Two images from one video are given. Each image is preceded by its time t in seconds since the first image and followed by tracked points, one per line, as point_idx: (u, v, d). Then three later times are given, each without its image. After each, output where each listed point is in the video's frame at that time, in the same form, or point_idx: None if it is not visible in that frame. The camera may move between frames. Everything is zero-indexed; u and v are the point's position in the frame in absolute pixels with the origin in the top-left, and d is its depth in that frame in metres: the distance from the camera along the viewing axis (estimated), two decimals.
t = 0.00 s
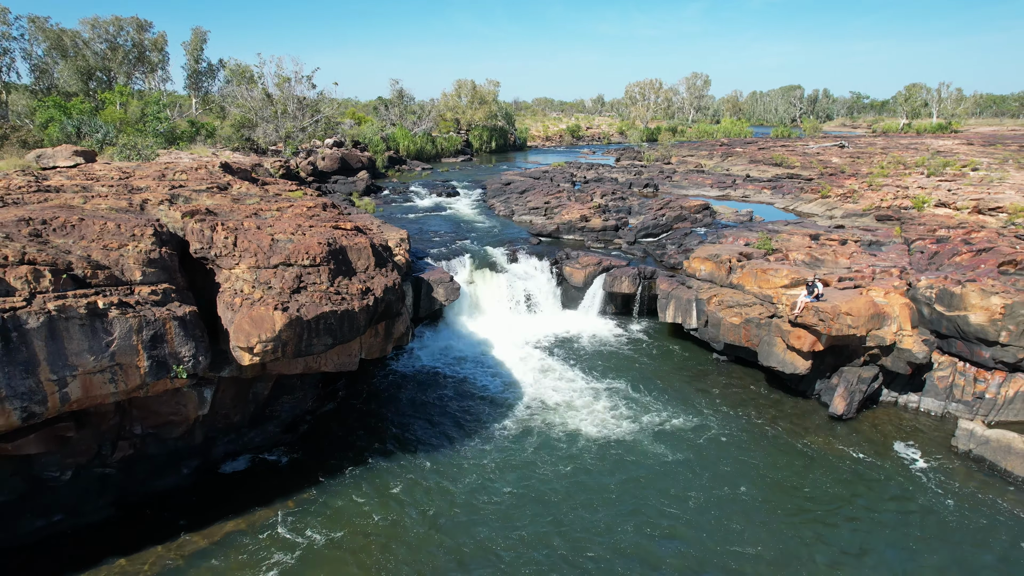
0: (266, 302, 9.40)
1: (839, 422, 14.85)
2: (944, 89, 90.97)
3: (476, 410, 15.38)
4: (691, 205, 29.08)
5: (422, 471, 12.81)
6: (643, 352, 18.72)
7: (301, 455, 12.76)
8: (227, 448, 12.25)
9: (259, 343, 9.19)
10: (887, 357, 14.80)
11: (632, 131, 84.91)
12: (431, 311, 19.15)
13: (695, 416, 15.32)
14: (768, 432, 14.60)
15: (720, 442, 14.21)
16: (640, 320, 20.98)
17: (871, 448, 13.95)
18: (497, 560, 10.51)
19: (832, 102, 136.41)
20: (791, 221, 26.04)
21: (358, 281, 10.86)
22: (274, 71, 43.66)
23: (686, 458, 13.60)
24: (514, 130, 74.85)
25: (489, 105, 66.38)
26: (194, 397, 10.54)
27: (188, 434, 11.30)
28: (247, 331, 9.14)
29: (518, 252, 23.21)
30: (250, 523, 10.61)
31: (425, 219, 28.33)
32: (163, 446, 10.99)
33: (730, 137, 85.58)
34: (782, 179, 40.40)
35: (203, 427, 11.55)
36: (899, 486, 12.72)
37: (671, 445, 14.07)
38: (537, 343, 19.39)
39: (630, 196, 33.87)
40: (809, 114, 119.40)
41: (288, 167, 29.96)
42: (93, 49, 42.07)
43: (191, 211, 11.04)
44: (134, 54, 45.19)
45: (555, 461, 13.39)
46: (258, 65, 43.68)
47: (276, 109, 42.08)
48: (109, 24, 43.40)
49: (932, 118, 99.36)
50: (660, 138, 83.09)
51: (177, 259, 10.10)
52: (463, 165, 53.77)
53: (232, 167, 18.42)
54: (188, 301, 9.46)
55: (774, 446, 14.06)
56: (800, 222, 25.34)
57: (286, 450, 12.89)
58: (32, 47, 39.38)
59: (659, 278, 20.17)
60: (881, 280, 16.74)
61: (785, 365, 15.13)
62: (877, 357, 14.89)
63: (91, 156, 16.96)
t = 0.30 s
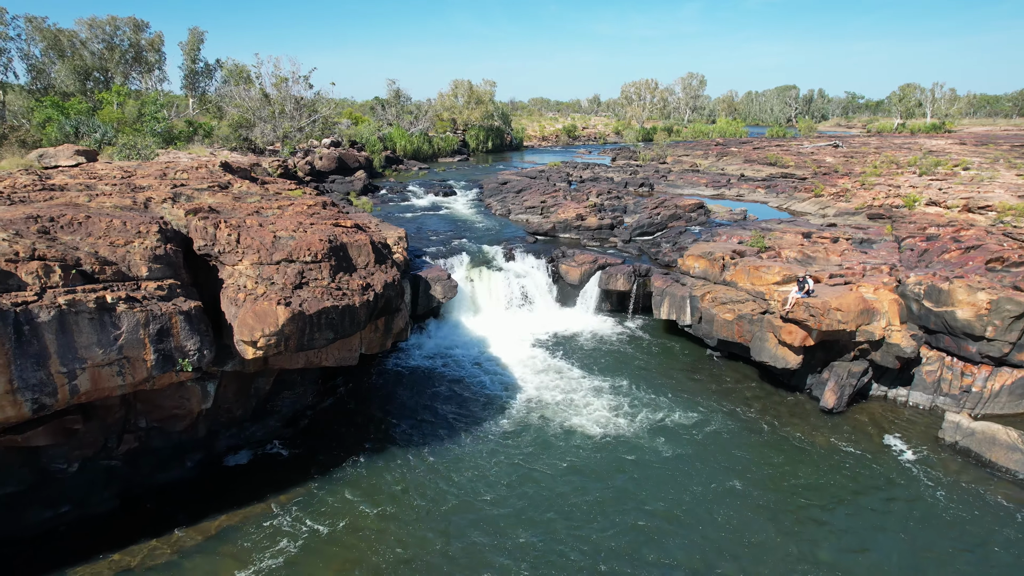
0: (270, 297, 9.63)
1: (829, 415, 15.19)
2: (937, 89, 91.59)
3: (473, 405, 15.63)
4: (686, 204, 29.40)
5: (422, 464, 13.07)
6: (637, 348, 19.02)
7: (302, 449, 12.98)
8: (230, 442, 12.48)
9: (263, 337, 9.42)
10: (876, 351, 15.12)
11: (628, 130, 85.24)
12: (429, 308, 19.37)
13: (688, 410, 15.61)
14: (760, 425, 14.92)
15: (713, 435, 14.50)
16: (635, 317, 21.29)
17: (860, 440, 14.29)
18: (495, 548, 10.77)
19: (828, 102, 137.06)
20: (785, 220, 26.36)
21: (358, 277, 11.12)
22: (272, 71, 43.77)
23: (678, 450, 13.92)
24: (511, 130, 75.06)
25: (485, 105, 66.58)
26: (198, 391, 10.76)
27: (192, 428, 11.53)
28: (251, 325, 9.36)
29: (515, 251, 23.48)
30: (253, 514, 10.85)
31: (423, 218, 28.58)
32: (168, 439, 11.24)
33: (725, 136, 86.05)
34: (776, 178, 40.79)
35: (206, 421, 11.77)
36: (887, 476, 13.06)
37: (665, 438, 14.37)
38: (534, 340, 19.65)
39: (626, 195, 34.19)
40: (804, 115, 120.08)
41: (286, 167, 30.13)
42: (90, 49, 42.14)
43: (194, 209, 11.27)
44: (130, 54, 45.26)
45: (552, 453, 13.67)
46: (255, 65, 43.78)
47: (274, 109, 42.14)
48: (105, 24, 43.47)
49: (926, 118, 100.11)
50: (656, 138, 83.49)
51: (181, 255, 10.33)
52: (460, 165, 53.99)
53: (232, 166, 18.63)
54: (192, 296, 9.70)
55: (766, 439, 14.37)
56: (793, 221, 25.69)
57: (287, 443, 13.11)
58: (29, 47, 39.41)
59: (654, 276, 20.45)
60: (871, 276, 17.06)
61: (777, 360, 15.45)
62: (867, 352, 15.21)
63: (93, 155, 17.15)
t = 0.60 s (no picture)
0: (273, 292, 9.87)
1: (820, 409, 15.49)
2: (931, 89, 92.33)
3: (471, 400, 15.87)
4: (681, 203, 29.72)
5: (421, 456, 13.30)
6: (632, 344, 19.31)
7: (303, 443, 13.18)
8: (232, 436, 12.69)
9: (266, 332, 9.64)
10: (866, 346, 15.42)
11: (624, 130, 85.62)
12: (427, 305, 19.51)
13: (682, 404, 15.89)
14: (752, 418, 15.21)
15: (707, 428, 14.78)
16: (630, 315, 21.57)
17: (851, 432, 14.59)
18: (493, 536, 11.02)
19: (823, 102, 137.72)
20: (778, 218, 26.69)
21: (359, 274, 11.37)
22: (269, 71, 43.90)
23: (672, 442, 14.21)
24: (508, 130, 75.32)
25: (482, 105, 66.77)
26: (201, 385, 10.98)
27: (195, 422, 11.76)
28: (255, 320, 9.59)
29: (512, 250, 23.75)
30: (256, 505, 11.08)
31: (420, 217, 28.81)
32: (172, 432, 11.47)
33: (721, 136, 86.54)
34: (771, 177, 41.19)
35: (209, 415, 12.00)
36: (877, 466, 13.36)
37: (660, 431, 14.65)
38: (530, 337, 19.91)
39: (622, 194, 34.50)
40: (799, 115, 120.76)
41: (284, 166, 30.32)
42: (88, 49, 42.28)
43: (198, 207, 11.51)
44: (128, 54, 45.51)
45: (549, 446, 13.92)
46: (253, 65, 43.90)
47: (272, 109, 42.19)
48: (103, 24, 43.60)
49: (919, 118, 100.92)
50: (652, 138, 83.89)
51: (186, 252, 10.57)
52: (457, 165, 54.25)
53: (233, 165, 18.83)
54: (197, 291, 9.94)
55: (758, 431, 14.66)
56: (787, 219, 26.04)
57: (289, 438, 13.32)
58: (26, 47, 39.48)
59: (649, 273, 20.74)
60: (862, 273, 17.37)
61: (769, 355, 15.75)
62: (857, 347, 15.52)
63: (94, 155, 17.34)
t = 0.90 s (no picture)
0: (276, 287, 10.10)
1: (811, 402, 15.82)
2: (925, 89, 92.95)
3: (469, 395, 16.14)
4: (676, 202, 30.04)
5: (420, 449, 13.54)
6: (627, 340, 19.62)
7: (303, 437, 13.41)
8: (234, 429, 12.92)
9: (270, 326, 9.87)
10: (856, 341, 15.72)
11: (620, 130, 85.95)
12: (426, 303, 19.78)
13: (676, 398, 16.19)
14: (744, 412, 15.53)
15: (700, 421, 15.09)
16: (625, 312, 21.86)
17: (841, 425, 14.90)
18: (491, 525, 11.27)
19: (818, 102, 138.37)
20: (772, 217, 27.01)
21: (359, 270, 11.63)
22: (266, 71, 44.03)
23: (665, 434, 14.51)
24: (504, 130, 75.55)
25: (479, 105, 66.96)
26: (204, 379, 11.21)
27: (198, 415, 12.00)
28: (258, 314, 9.82)
29: (508, 248, 24.02)
30: (259, 495, 11.33)
31: (418, 216, 29.06)
32: (176, 425, 11.73)
33: (717, 136, 86.98)
34: (765, 177, 41.56)
35: (212, 409, 12.23)
36: (866, 457, 13.68)
37: (653, 424, 14.96)
38: (527, 334, 20.18)
39: (617, 194, 34.82)
40: (794, 115, 121.45)
41: (282, 166, 30.50)
42: (85, 49, 42.35)
43: (200, 205, 11.75)
44: (124, 54, 45.60)
45: (546, 439, 14.20)
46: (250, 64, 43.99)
47: (270, 109, 42.38)
48: (100, 24, 43.69)
49: (914, 118, 101.63)
50: (648, 138, 84.27)
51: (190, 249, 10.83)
52: (454, 164, 54.48)
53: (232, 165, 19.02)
54: (201, 287, 10.19)
55: (750, 425, 14.97)
56: (780, 218, 26.37)
57: (290, 431, 13.56)
58: (24, 47, 39.54)
59: (643, 271, 21.06)
60: (852, 269, 17.70)
61: (761, 350, 16.04)
62: (847, 342, 15.83)
63: (96, 155, 17.53)
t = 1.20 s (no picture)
0: (281, 283, 10.37)
1: (804, 396, 16.13)
2: (922, 89, 93.34)
3: (468, 390, 16.42)
4: (672, 201, 30.35)
5: (420, 442, 13.81)
6: (624, 337, 19.93)
7: (305, 430, 13.68)
8: (238, 423, 13.19)
9: (274, 320, 10.14)
10: (848, 337, 16.03)
11: (618, 131, 86.24)
12: (425, 300, 20.06)
13: (672, 392, 16.48)
14: (739, 406, 15.84)
15: (695, 415, 15.38)
16: (622, 309, 22.16)
17: (833, 418, 15.21)
18: (492, 515, 11.53)
19: (815, 102, 138.81)
20: (767, 216, 27.34)
21: (361, 266, 11.90)
22: (266, 71, 44.23)
23: (661, 427, 14.80)
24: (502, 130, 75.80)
25: (477, 105, 67.21)
26: (209, 372, 11.48)
27: (203, 409, 12.28)
28: (263, 309, 10.09)
29: (507, 247, 24.31)
30: (264, 486, 11.60)
31: (418, 215, 29.33)
32: (181, 418, 11.99)
33: (714, 136, 87.36)
34: (762, 176, 41.90)
35: (217, 403, 12.49)
36: (856, 449, 14.01)
37: (649, 417, 15.25)
38: (526, 331, 20.47)
39: (615, 193, 35.13)
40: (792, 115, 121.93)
41: (282, 166, 30.74)
42: (85, 50, 42.54)
43: (206, 203, 12.00)
44: (123, 54, 45.81)
45: (544, 432, 14.49)
46: (249, 65, 44.19)
47: (269, 109, 42.59)
48: (100, 24, 43.88)
49: (910, 118, 102.11)
50: (646, 138, 84.58)
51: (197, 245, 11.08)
52: (452, 164, 54.73)
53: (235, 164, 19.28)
54: (207, 282, 10.46)
55: (744, 418, 15.28)
56: (775, 217, 26.69)
57: (293, 425, 13.83)
58: (24, 48, 39.71)
59: (640, 269, 21.36)
60: (845, 266, 18.03)
61: (755, 345, 16.35)
62: (840, 337, 16.14)
63: (100, 154, 17.77)
